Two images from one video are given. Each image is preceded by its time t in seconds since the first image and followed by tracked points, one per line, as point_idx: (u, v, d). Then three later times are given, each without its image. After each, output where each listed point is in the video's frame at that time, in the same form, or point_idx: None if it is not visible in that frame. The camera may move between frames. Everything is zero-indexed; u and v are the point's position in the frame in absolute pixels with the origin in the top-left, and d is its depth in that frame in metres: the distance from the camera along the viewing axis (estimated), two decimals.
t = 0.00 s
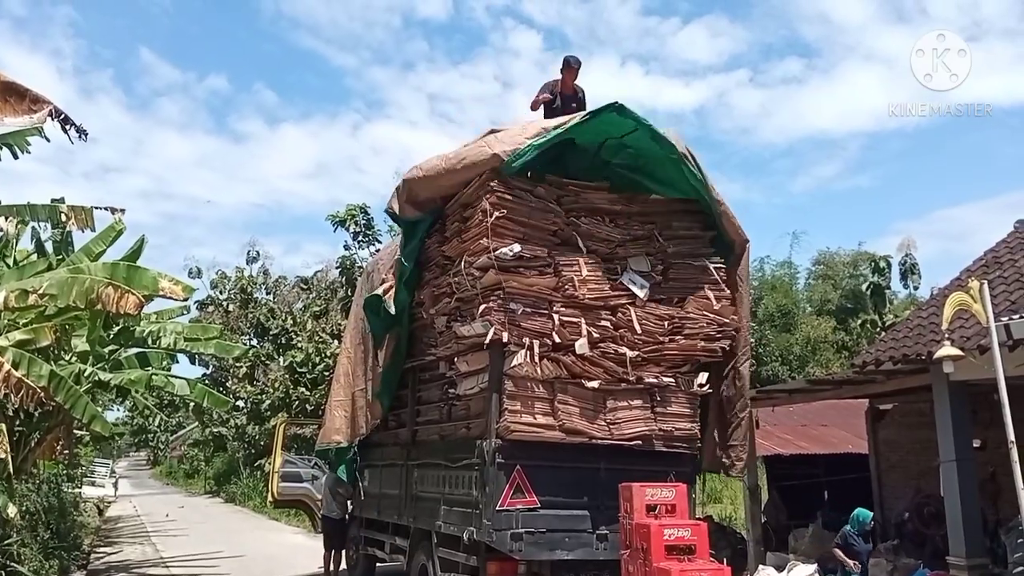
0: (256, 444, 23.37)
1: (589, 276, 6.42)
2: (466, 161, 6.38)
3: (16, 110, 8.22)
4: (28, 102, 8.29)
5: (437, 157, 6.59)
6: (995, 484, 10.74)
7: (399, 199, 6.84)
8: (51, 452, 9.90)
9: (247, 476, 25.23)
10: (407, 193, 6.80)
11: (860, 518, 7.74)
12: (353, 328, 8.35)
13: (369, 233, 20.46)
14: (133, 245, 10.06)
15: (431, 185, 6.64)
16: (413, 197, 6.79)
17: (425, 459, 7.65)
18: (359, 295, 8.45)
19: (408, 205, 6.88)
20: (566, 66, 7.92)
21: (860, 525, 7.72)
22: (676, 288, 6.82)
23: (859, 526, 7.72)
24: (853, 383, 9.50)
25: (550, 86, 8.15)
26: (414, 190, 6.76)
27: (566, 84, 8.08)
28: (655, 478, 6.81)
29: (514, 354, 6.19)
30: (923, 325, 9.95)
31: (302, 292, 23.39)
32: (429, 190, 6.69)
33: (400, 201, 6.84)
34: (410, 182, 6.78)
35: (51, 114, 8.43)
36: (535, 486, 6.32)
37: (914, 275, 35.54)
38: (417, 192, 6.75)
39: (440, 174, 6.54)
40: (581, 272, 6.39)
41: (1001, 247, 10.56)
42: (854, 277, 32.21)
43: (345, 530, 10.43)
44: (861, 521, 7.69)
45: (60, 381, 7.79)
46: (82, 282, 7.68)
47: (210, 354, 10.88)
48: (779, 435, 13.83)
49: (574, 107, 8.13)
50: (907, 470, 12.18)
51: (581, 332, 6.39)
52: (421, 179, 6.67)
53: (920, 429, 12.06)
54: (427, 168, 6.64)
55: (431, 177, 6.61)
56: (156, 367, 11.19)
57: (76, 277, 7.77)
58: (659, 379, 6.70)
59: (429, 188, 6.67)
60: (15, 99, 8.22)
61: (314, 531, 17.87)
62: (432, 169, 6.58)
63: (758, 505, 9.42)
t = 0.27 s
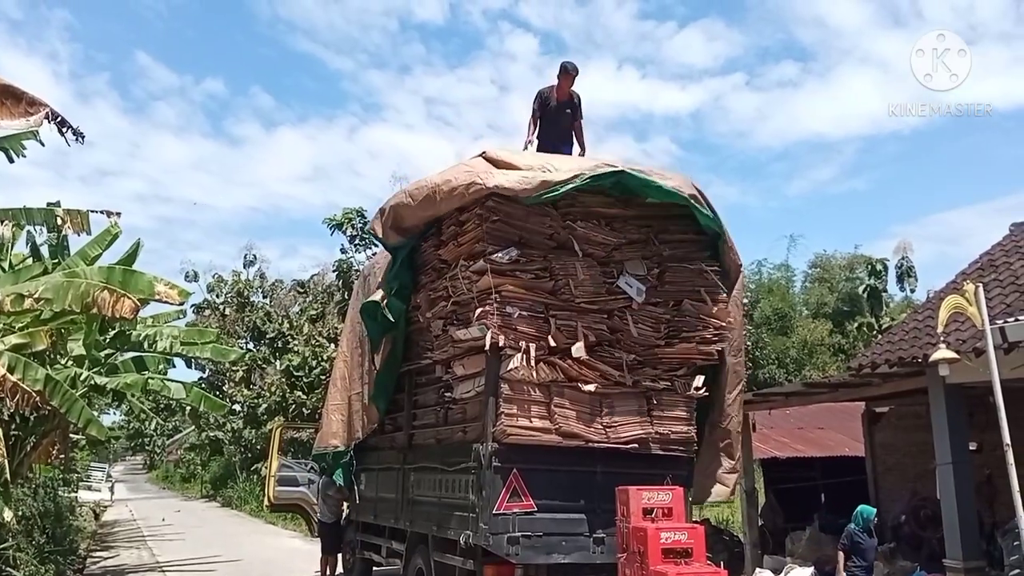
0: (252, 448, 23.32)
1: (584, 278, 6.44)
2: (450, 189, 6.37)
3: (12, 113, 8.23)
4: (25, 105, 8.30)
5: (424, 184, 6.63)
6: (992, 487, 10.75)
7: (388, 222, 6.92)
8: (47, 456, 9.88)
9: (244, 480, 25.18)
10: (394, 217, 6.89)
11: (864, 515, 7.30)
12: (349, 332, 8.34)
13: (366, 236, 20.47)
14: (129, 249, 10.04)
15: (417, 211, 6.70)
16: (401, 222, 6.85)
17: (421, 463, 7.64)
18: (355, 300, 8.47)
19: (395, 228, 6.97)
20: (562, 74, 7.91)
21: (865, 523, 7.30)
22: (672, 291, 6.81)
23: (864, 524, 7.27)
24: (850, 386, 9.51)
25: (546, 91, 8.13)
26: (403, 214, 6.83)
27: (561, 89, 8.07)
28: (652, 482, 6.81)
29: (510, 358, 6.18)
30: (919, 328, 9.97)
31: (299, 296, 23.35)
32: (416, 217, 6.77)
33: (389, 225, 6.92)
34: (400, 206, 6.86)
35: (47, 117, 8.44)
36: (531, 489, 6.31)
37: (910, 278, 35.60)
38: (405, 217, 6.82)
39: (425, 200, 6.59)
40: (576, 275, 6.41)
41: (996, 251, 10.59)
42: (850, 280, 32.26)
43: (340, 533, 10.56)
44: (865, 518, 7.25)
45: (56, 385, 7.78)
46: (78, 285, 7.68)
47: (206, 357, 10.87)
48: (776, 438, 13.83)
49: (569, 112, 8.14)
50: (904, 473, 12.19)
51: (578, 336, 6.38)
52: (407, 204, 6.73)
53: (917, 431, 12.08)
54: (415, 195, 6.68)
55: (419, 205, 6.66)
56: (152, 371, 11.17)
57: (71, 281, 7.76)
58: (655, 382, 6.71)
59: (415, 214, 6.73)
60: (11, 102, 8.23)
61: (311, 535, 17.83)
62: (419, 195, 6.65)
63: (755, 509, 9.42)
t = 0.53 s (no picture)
0: (253, 448, 23.32)
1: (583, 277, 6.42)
2: (447, 224, 6.33)
3: (11, 114, 8.24)
4: (24, 105, 8.31)
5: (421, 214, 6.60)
6: (993, 485, 10.74)
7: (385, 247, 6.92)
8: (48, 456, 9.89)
9: (245, 480, 25.19)
10: (391, 241, 6.90)
11: (872, 513, 7.55)
12: (348, 333, 8.32)
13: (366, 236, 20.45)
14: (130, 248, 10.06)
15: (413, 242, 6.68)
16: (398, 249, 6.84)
17: (422, 462, 7.65)
18: (354, 301, 8.47)
19: (389, 250, 6.98)
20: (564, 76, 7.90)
21: (872, 520, 7.50)
22: (671, 291, 6.80)
23: (872, 520, 7.49)
24: (850, 384, 9.53)
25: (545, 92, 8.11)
26: (399, 242, 6.81)
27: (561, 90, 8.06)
28: (653, 481, 6.82)
29: (509, 358, 6.23)
30: (919, 327, 9.98)
31: (300, 295, 23.36)
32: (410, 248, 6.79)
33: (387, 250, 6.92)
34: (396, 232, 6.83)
35: (46, 117, 8.45)
36: (532, 488, 6.32)
37: (911, 276, 35.60)
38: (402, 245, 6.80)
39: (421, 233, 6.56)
40: (576, 273, 6.40)
41: (997, 249, 10.59)
42: (851, 279, 32.23)
43: (341, 533, 10.52)
44: (872, 512, 7.48)
45: (57, 385, 7.79)
46: (79, 286, 7.69)
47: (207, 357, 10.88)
48: (777, 437, 13.83)
49: (567, 114, 8.16)
50: (905, 471, 12.19)
51: (578, 335, 6.38)
52: (404, 234, 6.71)
53: (918, 430, 12.08)
54: (411, 225, 6.64)
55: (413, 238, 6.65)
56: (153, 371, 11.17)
57: (72, 281, 7.77)
58: (655, 381, 6.72)
59: (412, 244, 6.71)
60: (10, 103, 8.24)
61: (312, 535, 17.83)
62: (415, 227, 6.61)
63: (756, 507, 9.42)
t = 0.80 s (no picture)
0: (255, 449, 23.35)
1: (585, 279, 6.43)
2: (465, 249, 6.25)
3: (13, 119, 8.28)
4: (26, 110, 8.35)
5: (432, 238, 6.47)
6: (995, 485, 10.73)
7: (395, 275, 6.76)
8: (51, 458, 9.91)
9: (247, 481, 25.19)
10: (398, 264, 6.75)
11: (889, 517, 7.37)
12: (353, 333, 8.36)
13: (368, 237, 20.46)
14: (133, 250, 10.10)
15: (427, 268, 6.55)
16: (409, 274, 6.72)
17: (424, 463, 7.66)
18: (358, 301, 8.46)
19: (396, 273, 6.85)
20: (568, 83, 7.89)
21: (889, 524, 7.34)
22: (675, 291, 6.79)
23: (888, 524, 7.34)
24: (852, 385, 9.54)
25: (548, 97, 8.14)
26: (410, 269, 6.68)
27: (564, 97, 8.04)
28: (655, 481, 6.82)
29: (512, 359, 6.23)
30: (921, 327, 9.98)
31: (301, 297, 23.40)
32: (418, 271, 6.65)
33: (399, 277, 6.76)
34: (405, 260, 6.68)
35: (48, 122, 8.48)
36: (534, 489, 6.33)
37: (913, 276, 35.57)
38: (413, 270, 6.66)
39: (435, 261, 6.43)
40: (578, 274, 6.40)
41: (998, 249, 10.60)
42: (853, 279, 32.19)
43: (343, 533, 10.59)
44: (888, 517, 7.32)
45: (60, 387, 7.82)
46: (82, 288, 7.70)
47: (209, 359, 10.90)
48: (779, 437, 13.82)
49: (568, 121, 8.18)
50: (907, 471, 12.19)
51: (580, 336, 6.39)
52: (416, 260, 6.57)
53: (920, 430, 12.08)
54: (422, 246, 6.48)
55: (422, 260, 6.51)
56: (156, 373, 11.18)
57: (74, 284, 7.78)
58: (657, 382, 6.71)
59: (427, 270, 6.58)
60: (12, 108, 8.28)
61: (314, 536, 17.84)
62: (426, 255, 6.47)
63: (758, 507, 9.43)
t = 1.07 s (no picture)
0: (253, 453, 23.32)
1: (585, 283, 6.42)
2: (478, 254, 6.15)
3: (13, 123, 8.27)
4: (26, 114, 8.35)
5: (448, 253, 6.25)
6: (995, 490, 10.71)
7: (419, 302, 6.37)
8: (50, 462, 9.86)
9: (245, 485, 25.14)
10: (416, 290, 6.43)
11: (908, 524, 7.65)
12: (352, 338, 8.35)
13: (367, 241, 20.47)
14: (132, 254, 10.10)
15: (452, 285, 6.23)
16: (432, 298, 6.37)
17: (424, 467, 7.65)
18: (358, 304, 8.44)
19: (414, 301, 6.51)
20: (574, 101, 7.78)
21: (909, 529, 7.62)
22: (674, 297, 6.83)
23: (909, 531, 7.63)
24: (852, 389, 9.53)
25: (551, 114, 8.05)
26: (431, 292, 6.33)
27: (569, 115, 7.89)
28: (655, 486, 6.81)
29: (511, 362, 6.23)
30: (921, 332, 9.98)
31: (301, 300, 23.40)
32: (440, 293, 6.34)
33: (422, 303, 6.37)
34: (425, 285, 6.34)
35: (48, 126, 8.47)
36: (534, 494, 6.32)
37: (912, 281, 35.56)
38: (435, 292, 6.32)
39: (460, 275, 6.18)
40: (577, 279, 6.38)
41: (998, 253, 10.60)
42: (853, 283, 32.18)
43: (343, 537, 10.57)
44: (909, 525, 7.64)
45: (59, 390, 7.81)
46: (82, 291, 7.70)
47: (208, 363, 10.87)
48: (779, 441, 13.79)
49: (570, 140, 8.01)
50: (907, 476, 12.18)
51: (580, 340, 6.35)
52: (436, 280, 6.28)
53: (920, 435, 12.07)
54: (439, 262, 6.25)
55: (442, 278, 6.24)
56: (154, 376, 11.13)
57: (74, 287, 7.78)
58: (658, 386, 6.66)
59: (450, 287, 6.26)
60: (12, 112, 8.28)
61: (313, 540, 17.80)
62: (450, 271, 6.18)
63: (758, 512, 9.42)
